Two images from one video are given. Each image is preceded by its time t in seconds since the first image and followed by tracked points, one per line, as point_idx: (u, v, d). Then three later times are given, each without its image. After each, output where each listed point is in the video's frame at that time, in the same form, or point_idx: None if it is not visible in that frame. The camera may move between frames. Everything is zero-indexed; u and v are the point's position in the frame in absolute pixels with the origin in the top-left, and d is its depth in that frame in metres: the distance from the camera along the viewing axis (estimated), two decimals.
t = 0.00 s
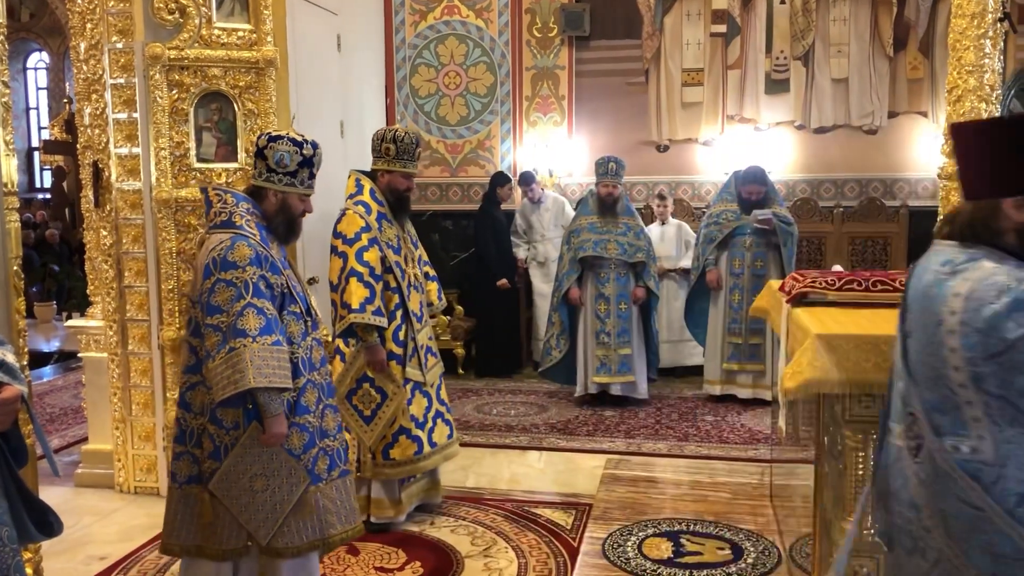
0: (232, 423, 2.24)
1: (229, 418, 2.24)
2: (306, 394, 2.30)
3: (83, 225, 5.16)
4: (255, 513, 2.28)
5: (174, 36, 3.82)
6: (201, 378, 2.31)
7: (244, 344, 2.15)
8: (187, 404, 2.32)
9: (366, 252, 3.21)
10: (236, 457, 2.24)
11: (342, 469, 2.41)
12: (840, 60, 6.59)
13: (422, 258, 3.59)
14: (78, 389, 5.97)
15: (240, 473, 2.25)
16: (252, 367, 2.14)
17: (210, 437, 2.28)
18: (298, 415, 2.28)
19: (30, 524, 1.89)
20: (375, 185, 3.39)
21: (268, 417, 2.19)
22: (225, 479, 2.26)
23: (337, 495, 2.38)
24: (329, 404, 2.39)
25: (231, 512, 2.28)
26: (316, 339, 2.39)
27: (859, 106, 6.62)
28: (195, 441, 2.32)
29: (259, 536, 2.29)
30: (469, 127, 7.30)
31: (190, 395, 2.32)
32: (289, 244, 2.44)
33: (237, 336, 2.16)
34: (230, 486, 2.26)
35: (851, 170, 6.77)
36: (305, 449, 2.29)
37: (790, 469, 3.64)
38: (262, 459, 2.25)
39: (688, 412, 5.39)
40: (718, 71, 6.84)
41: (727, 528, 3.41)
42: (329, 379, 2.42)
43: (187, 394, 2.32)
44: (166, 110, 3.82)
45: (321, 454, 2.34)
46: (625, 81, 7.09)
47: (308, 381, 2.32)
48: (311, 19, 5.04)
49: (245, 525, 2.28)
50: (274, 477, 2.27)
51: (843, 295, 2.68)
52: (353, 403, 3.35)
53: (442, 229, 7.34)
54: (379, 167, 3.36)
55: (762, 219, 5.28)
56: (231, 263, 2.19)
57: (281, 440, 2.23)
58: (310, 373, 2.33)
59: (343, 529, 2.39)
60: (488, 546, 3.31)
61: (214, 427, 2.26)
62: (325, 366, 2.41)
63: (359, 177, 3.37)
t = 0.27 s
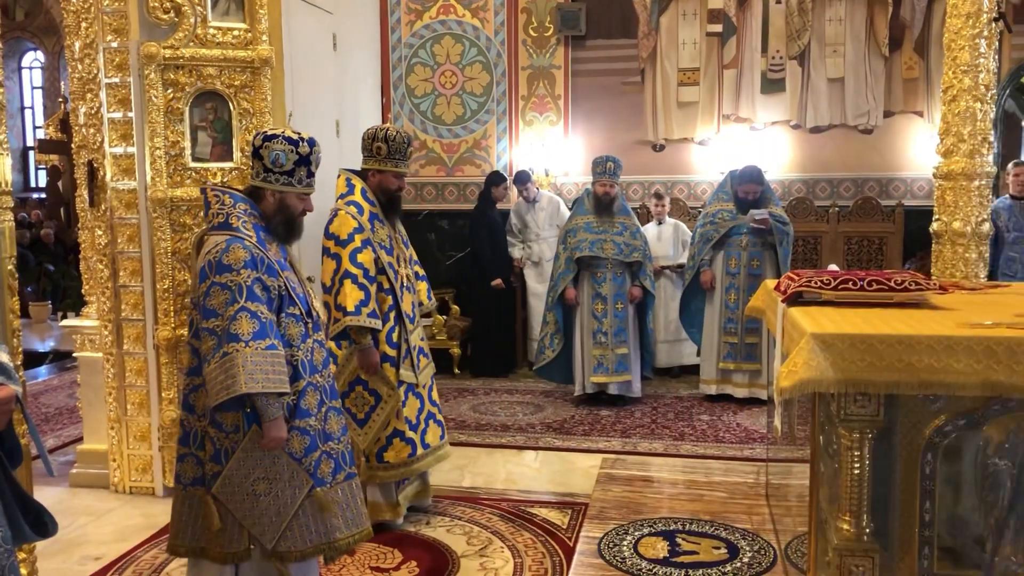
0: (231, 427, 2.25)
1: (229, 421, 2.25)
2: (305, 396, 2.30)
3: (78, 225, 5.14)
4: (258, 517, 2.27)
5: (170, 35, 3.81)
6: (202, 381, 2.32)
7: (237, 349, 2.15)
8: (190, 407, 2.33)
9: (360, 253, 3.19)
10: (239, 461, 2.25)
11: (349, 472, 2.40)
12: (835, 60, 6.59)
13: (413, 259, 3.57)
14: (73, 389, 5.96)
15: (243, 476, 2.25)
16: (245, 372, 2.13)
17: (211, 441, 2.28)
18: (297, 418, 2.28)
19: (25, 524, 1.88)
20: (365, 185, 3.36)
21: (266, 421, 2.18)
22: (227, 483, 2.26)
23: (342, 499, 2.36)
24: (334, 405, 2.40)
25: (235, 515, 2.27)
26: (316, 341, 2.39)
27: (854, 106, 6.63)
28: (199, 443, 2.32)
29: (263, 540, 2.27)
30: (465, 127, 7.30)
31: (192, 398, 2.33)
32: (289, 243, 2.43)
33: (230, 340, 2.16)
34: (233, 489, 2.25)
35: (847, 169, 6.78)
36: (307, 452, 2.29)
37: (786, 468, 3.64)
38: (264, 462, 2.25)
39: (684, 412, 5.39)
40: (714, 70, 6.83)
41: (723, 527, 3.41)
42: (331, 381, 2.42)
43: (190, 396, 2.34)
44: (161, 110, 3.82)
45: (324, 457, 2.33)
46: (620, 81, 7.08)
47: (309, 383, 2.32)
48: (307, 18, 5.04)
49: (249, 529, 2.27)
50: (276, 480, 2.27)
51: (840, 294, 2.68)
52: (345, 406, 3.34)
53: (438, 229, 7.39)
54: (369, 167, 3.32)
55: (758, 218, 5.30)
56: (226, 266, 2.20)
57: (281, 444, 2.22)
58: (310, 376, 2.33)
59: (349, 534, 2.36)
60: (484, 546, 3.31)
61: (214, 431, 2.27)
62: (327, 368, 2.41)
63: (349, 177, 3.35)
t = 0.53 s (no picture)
0: (226, 422, 2.38)
1: (224, 417, 2.38)
2: (296, 397, 2.39)
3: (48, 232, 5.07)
4: (242, 514, 2.39)
5: (140, 41, 3.77)
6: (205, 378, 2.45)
7: (219, 343, 2.24)
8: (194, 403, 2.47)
9: (329, 258, 3.13)
10: (227, 457, 2.37)
11: (340, 476, 2.48)
12: (809, 67, 6.65)
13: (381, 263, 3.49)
14: (43, 400, 5.87)
15: (230, 472, 2.37)
16: (225, 365, 2.23)
17: (208, 435, 2.41)
18: (287, 419, 2.37)
19: None
20: (328, 190, 3.32)
21: (252, 416, 2.29)
22: (217, 478, 2.38)
23: (328, 503, 2.43)
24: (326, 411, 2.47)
25: (223, 510, 2.40)
26: (313, 343, 2.47)
27: (828, 112, 6.69)
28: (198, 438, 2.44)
29: (248, 536, 2.39)
30: (442, 133, 7.28)
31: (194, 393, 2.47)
32: (293, 246, 2.51)
33: (215, 334, 2.26)
34: (220, 485, 2.38)
35: (821, 175, 6.83)
36: (295, 453, 2.38)
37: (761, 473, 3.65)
38: (251, 460, 2.36)
39: (661, 417, 5.40)
40: (689, 77, 6.87)
41: (699, 533, 3.41)
42: (328, 385, 2.50)
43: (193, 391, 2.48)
44: (132, 116, 3.77)
45: (313, 460, 2.42)
46: (597, 88, 7.09)
47: (301, 385, 2.41)
48: (280, 24, 5.02)
49: (236, 525, 2.40)
50: (261, 480, 2.36)
51: (812, 300, 2.69)
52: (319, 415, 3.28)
53: (414, 235, 7.33)
54: (328, 171, 3.31)
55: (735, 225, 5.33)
56: (222, 264, 2.30)
57: (267, 441, 2.32)
58: (302, 377, 2.42)
59: (335, 538, 2.44)
60: (459, 554, 3.29)
61: (210, 426, 2.40)
62: (324, 372, 2.49)
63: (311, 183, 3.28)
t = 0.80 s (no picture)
0: (231, 428, 2.37)
1: (227, 424, 2.37)
2: (300, 398, 2.41)
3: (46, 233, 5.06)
4: (250, 520, 2.38)
5: (140, 42, 3.77)
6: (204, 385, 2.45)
7: (221, 349, 2.24)
8: (194, 411, 2.47)
9: (326, 259, 3.10)
10: (230, 464, 2.37)
11: (348, 474, 2.52)
12: (808, 72, 6.66)
13: (381, 264, 3.48)
14: (40, 400, 5.86)
15: (235, 479, 2.37)
16: (229, 371, 2.23)
17: (211, 443, 2.41)
18: (292, 420, 2.39)
19: None
20: (323, 191, 3.32)
21: (258, 421, 2.29)
22: (222, 485, 2.38)
23: (338, 501, 2.47)
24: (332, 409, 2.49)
25: (227, 517, 2.40)
26: (314, 343, 2.49)
27: (826, 117, 6.68)
28: (200, 448, 2.46)
29: (256, 542, 2.39)
30: (440, 136, 7.29)
31: (195, 401, 2.46)
32: (287, 245, 2.51)
33: (216, 340, 2.26)
34: (225, 493, 2.38)
35: (819, 180, 6.84)
36: (302, 453, 2.40)
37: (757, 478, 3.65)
38: (256, 465, 2.37)
39: (658, 421, 5.40)
40: (688, 81, 6.87)
41: (695, 538, 3.41)
42: (331, 383, 2.52)
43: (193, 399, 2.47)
44: (131, 117, 3.77)
45: (321, 459, 2.44)
46: (595, 92, 7.11)
47: (304, 385, 2.42)
48: (279, 26, 5.02)
49: (243, 532, 2.40)
50: (267, 483, 2.37)
51: (810, 305, 2.69)
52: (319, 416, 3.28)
53: (413, 238, 7.31)
54: (321, 173, 3.32)
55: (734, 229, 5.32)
56: (217, 269, 2.30)
57: (274, 444, 2.33)
58: (306, 378, 2.43)
59: (346, 536, 2.48)
60: (455, 557, 3.29)
61: (213, 433, 2.38)
62: (327, 371, 2.51)
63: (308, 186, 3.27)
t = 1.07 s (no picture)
0: (225, 437, 2.37)
1: (222, 432, 2.37)
2: (294, 404, 2.41)
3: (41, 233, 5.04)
4: (241, 530, 2.39)
5: (137, 44, 3.77)
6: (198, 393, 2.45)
7: (212, 359, 2.24)
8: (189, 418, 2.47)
9: (321, 261, 3.09)
10: (224, 472, 2.37)
11: (346, 480, 2.54)
12: (805, 78, 6.68)
13: (378, 267, 3.47)
14: (33, 401, 5.85)
15: (228, 488, 2.37)
16: (219, 381, 2.22)
17: (206, 450, 2.41)
18: (286, 427, 2.39)
19: None
20: (319, 194, 3.30)
21: (250, 431, 2.29)
22: (215, 493, 2.39)
23: (336, 508, 2.48)
24: (329, 415, 2.51)
25: (221, 527, 2.40)
26: (308, 348, 2.48)
27: (823, 123, 6.71)
28: (195, 454, 2.45)
29: (247, 552, 2.39)
30: (438, 139, 7.29)
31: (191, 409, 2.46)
32: (279, 250, 2.50)
33: (207, 351, 2.25)
34: (218, 501, 2.38)
35: (816, 186, 6.84)
36: (298, 460, 2.41)
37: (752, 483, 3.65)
38: (249, 474, 2.37)
39: (654, 426, 5.40)
40: (685, 86, 6.88)
41: (689, 543, 3.40)
42: (326, 389, 2.52)
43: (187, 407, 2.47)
44: (127, 118, 3.77)
45: (317, 466, 2.45)
46: (593, 96, 7.09)
47: (299, 392, 2.43)
48: (277, 28, 5.03)
49: (235, 542, 2.40)
50: (259, 492, 2.37)
51: (805, 311, 2.68)
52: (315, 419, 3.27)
53: (409, 241, 7.33)
54: (315, 175, 3.31)
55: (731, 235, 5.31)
56: (208, 277, 2.30)
57: (266, 454, 2.33)
58: (300, 384, 2.43)
59: (344, 542, 2.49)
60: (449, 562, 3.28)
61: (209, 441, 2.39)
62: (321, 376, 2.51)
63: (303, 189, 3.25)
